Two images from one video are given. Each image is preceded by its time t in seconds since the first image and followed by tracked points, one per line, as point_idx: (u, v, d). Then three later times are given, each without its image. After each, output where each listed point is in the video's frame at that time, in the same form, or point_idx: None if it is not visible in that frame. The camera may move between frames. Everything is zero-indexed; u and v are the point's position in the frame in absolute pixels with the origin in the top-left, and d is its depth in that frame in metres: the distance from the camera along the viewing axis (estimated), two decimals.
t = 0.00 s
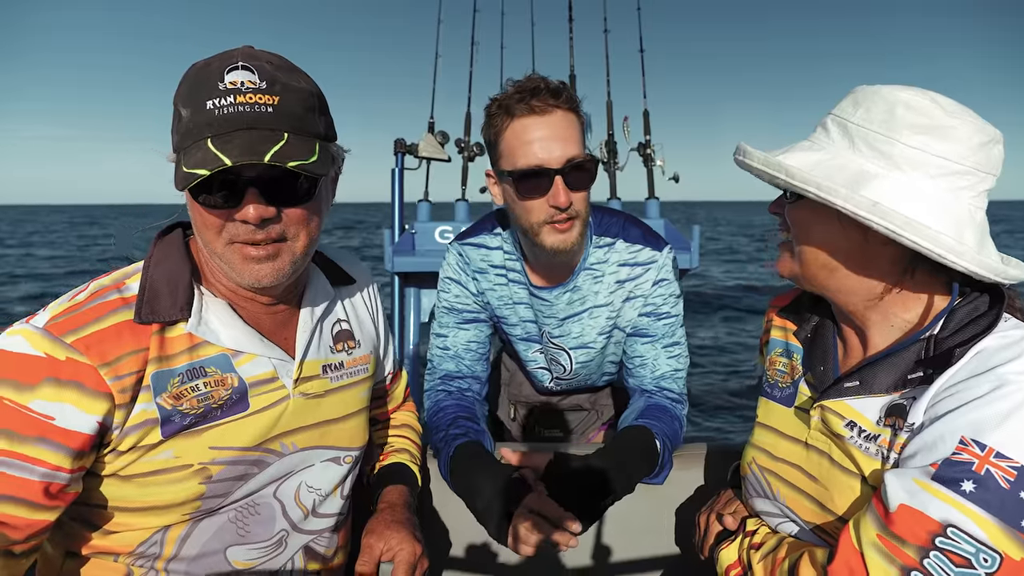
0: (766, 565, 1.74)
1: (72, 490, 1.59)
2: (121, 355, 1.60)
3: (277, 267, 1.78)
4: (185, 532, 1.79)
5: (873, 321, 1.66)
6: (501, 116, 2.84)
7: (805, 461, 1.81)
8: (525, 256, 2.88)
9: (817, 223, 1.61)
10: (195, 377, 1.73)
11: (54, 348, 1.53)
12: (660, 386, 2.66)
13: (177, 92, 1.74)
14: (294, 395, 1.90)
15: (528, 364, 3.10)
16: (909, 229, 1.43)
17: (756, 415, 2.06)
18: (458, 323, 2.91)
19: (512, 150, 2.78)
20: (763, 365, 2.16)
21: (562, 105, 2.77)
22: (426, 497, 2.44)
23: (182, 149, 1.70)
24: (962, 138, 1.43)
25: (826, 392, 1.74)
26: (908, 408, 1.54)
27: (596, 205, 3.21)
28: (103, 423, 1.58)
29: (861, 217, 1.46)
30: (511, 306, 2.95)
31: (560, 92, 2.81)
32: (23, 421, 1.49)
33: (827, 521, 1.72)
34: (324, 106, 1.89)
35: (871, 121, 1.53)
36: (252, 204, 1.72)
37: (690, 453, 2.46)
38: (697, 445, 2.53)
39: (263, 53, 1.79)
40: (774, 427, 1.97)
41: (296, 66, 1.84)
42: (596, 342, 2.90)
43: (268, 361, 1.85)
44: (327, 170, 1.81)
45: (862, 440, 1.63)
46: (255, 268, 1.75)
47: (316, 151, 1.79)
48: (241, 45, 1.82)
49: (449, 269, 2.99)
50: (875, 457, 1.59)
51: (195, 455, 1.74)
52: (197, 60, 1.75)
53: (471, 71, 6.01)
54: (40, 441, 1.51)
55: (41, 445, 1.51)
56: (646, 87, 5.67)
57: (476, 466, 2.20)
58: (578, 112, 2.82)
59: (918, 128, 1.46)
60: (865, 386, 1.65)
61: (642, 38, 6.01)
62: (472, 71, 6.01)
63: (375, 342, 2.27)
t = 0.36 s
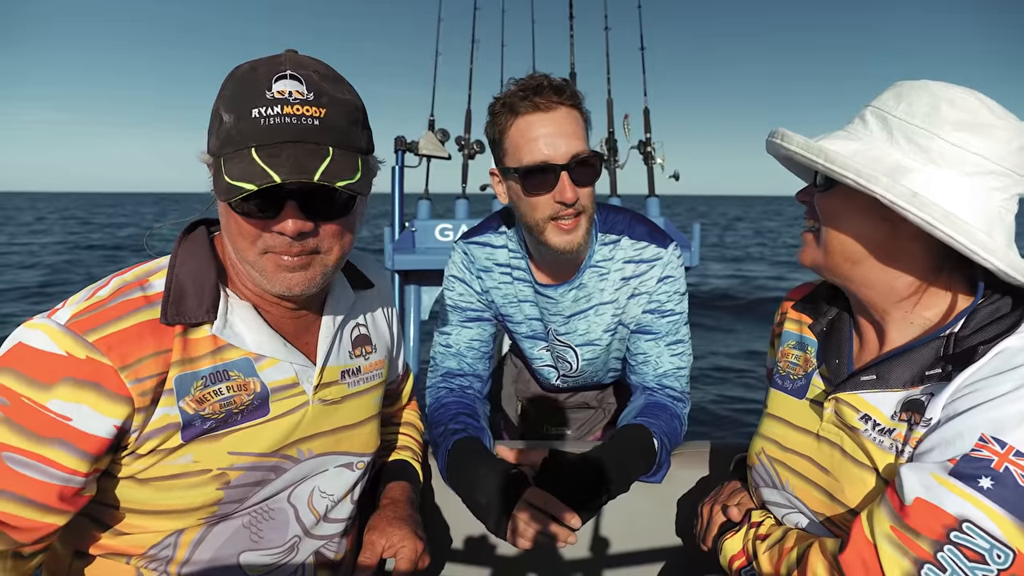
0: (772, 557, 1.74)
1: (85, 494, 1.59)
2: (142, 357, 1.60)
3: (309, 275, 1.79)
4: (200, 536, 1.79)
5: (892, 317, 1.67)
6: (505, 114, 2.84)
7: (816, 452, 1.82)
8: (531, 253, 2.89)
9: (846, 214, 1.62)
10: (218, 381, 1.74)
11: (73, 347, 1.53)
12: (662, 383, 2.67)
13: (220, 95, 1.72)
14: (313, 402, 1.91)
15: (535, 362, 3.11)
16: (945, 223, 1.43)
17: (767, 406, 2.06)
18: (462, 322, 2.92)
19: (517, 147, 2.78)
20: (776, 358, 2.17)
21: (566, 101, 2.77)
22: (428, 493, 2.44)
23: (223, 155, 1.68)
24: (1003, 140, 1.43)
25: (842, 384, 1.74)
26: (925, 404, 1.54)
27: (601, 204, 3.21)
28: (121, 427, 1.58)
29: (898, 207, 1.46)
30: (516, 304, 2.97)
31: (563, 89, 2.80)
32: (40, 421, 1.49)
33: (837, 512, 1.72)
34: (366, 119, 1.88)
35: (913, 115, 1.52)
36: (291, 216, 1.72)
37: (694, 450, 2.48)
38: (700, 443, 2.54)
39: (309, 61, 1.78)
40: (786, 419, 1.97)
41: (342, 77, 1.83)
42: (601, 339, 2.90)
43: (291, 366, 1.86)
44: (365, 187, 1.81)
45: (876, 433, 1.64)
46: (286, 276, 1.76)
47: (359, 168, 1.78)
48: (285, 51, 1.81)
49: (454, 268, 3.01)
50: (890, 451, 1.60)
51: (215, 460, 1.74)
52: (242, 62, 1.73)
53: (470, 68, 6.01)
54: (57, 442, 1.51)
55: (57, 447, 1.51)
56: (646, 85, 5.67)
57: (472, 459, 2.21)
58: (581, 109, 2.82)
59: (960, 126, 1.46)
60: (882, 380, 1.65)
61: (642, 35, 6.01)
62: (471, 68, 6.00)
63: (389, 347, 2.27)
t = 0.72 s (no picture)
0: (772, 553, 1.74)
1: (88, 494, 1.59)
2: (145, 358, 1.60)
3: (305, 274, 1.79)
4: (202, 536, 1.80)
5: (893, 315, 1.68)
6: (503, 115, 2.84)
7: (816, 449, 1.82)
8: (528, 253, 2.90)
9: (851, 210, 1.62)
10: (219, 381, 1.74)
11: (77, 348, 1.54)
12: (661, 383, 2.67)
13: (213, 96, 1.73)
14: (314, 403, 1.91)
15: (531, 362, 3.11)
16: (952, 222, 1.43)
17: (767, 403, 2.07)
18: (461, 322, 2.93)
19: (515, 148, 2.79)
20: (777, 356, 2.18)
21: (563, 102, 2.77)
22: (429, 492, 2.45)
23: (216, 156, 1.70)
24: (1007, 140, 1.43)
25: (843, 381, 1.75)
26: (925, 400, 1.55)
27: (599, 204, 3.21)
28: (124, 428, 1.58)
29: (905, 204, 1.46)
30: (514, 304, 2.97)
31: (561, 90, 2.81)
32: (43, 421, 1.49)
33: (837, 508, 1.73)
34: (360, 116, 1.88)
35: (919, 115, 1.53)
36: (282, 214, 1.72)
37: (696, 450, 2.48)
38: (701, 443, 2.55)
39: (302, 59, 1.78)
40: (786, 417, 1.97)
41: (335, 74, 1.83)
42: (598, 339, 2.90)
43: (292, 368, 1.86)
44: (359, 184, 1.81)
45: (877, 429, 1.64)
46: (283, 276, 1.76)
47: (350, 166, 1.78)
48: (279, 49, 1.81)
49: (451, 268, 3.01)
50: (890, 447, 1.60)
51: (217, 461, 1.75)
52: (235, 63, 1.73)
53: (470, 67, 6.01)
54: (60, 443, 1.51)
55: (59, 447, 1.51)
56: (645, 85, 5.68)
57: (473, 458, 2.21)
58: (579, 110, 2.83)
59: (966, 126, 1.46)
60: (883, 376, 1.65)
61: (641, 35, 6.02)
62: (471, 68, 6.00)
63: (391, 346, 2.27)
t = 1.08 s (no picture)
0: (768, 557, 1.74)
1: (76, 490, 1.59)
2: (136, 356, 1.60)
3: (290, 269, 1.77)
4: (196, 534, 1.79)
5: (885, 317, 1.67)
6: (494, 118, 2.85)
7: (811, 452, 1.82)
8: (520, 254, 2.89)
9: (843, 211, 1.62)
10: (208, 379, 1.73)
11: (69, 347, 1.54)
12: (658, 384, 2.66)
13: (190, 96, 1.73)
14: (305, 400, 1.90)
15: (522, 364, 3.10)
16: (941, 223, 1.43)
17: (763, 407, 2.05)
18: (454, 324, 2.92)
19: (506, 150, 2.79)
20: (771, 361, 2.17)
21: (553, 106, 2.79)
22: (429, 493, 2.45)
23: (194, 152, 1.70)
24: (998, 140, 1.43)
25: (836, 384, 1.74)
26: (918, 402, 1.54)
27: (590, 208, 3.21)
28: (114, 424, 1.59)
29: (895, 205, 1.46)
30: (505, 306, 2.96)
31: (551, 94, 2.81)
32: (34, 419, 1.49)
33: (832, 512, 1.73)
34: (338, 108, 1.88)
35: (909, 115, 1.52)
36: (263, 208, 1.72)
37: (696, 451, 2.48)
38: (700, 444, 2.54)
39: (276, 54, 1.77)
40: (779, 420, 1.97)
41: (310, 67, 1.83)
42: (589, 340, 2.90)
43: (282, 365, 1.85)
44: (338, 173, 1.81)
45: (870, 432, 1.63)
46: (268, 272, 1.75)
47: (326, 155, 1.78)
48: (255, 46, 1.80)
49: (442, 271, 3.02)
50: (884, 450, 1.60)
51: (208, 459, 1.74)
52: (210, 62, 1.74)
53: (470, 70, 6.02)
54: (50, 440, 1.51)
55: (49, 444, 1.51)
56: (645, 87, 5.68)
57: (477, 458, 2.19)
58: (568, 113, 2.84)
59: (957, 126, 1.46)
60: (876, 379, 1.65)
61: (642, 37, 6.03)
62: (471, 70, 6.01)
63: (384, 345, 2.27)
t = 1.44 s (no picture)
0: (764, 561, 1.73)
1: (57, 478, 1.58)
2: (118, 349, 1.60)
3: (268, 261, 1.78)
4: (185, 528, 1.77)
5: (874, 319, 1.66)
6: (487, 123, 2.84)
7: (804, 456, 1.81)
8: (514, 257, 2.88)
9: (823, 218, 1.61)
10: (192, 372, 1.72)
11: (51, 341, 1.53)
12: (655, 384, 2.65)
13: (156, 95, 1.73)
14: (291, 391, 1.89)
15: (518, 364, 3.10)
16: (919, 226, 1.42)
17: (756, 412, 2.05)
18: (449, 325, 2.92)
19: (501, 154, 2.78)
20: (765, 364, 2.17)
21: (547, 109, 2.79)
22: (427, 492, 2.44)
23: (164, 151, 1.69)
24: (973, 138, 1.42)
25: (826, 389, 1.74)
26: (907, 404, 1.53)
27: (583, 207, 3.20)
28: (97, 415, 1.58)
29: (871, 211, 1.45)
30: (499, 306, 2.95)
31: (543, 97, 2.82)
32: (14, 409, 1.48)
33: (826, 516, 1.71)
34: (304, 99, 1.87)
35: (884, 118, 1.52)
36: (235, 201, 1.71)
37: (694, 451, 2.48)
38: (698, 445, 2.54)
39: (238, 48, 1.75)
40: (773, 424, 1.96)
41: (274, 60, 1.81)
42: (584, 341, 2.89)
43: (265, 357, 1.84)
44: (307, 161, 1.80)
45: (862, 436, 1.63)
46: (247, 265, 1.75)
47: (294, 145, 1.77)
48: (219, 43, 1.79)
49: (437, 272, 3.01)
50: (875, 454, 1.59)
51: (194, 450, 1.73)
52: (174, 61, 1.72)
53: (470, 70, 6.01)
54: (31, 429, 1.50)
55: (30, 434, 1.50)
56: (645, 87, 5.67)
57: (477, 457, 2.20)
58: (561, 117, 2.84)
59: (932, 126, 1.46)
60: (866, 382, 1.64)
61: (642, 37, 6.03)
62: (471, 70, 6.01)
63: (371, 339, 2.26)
